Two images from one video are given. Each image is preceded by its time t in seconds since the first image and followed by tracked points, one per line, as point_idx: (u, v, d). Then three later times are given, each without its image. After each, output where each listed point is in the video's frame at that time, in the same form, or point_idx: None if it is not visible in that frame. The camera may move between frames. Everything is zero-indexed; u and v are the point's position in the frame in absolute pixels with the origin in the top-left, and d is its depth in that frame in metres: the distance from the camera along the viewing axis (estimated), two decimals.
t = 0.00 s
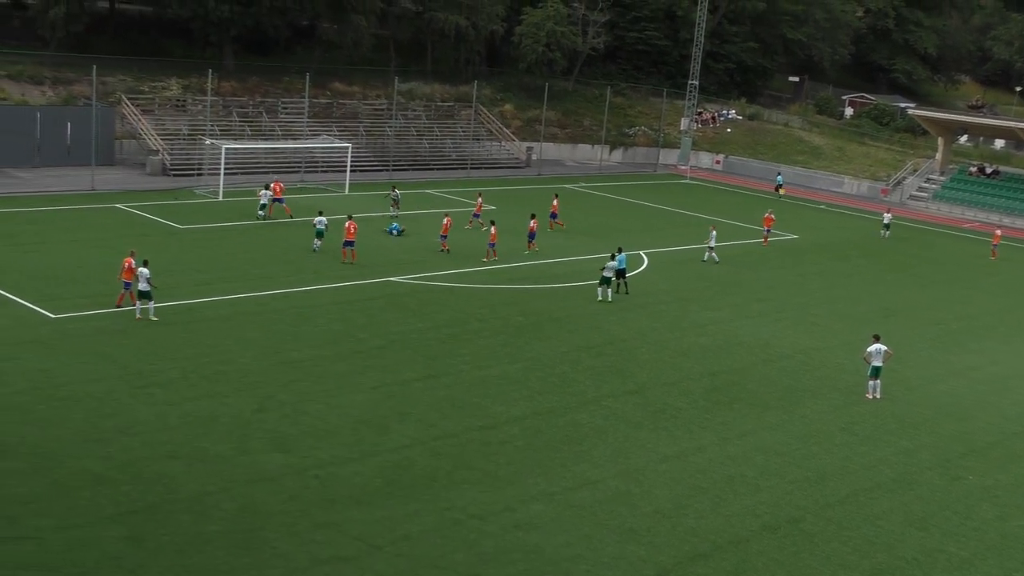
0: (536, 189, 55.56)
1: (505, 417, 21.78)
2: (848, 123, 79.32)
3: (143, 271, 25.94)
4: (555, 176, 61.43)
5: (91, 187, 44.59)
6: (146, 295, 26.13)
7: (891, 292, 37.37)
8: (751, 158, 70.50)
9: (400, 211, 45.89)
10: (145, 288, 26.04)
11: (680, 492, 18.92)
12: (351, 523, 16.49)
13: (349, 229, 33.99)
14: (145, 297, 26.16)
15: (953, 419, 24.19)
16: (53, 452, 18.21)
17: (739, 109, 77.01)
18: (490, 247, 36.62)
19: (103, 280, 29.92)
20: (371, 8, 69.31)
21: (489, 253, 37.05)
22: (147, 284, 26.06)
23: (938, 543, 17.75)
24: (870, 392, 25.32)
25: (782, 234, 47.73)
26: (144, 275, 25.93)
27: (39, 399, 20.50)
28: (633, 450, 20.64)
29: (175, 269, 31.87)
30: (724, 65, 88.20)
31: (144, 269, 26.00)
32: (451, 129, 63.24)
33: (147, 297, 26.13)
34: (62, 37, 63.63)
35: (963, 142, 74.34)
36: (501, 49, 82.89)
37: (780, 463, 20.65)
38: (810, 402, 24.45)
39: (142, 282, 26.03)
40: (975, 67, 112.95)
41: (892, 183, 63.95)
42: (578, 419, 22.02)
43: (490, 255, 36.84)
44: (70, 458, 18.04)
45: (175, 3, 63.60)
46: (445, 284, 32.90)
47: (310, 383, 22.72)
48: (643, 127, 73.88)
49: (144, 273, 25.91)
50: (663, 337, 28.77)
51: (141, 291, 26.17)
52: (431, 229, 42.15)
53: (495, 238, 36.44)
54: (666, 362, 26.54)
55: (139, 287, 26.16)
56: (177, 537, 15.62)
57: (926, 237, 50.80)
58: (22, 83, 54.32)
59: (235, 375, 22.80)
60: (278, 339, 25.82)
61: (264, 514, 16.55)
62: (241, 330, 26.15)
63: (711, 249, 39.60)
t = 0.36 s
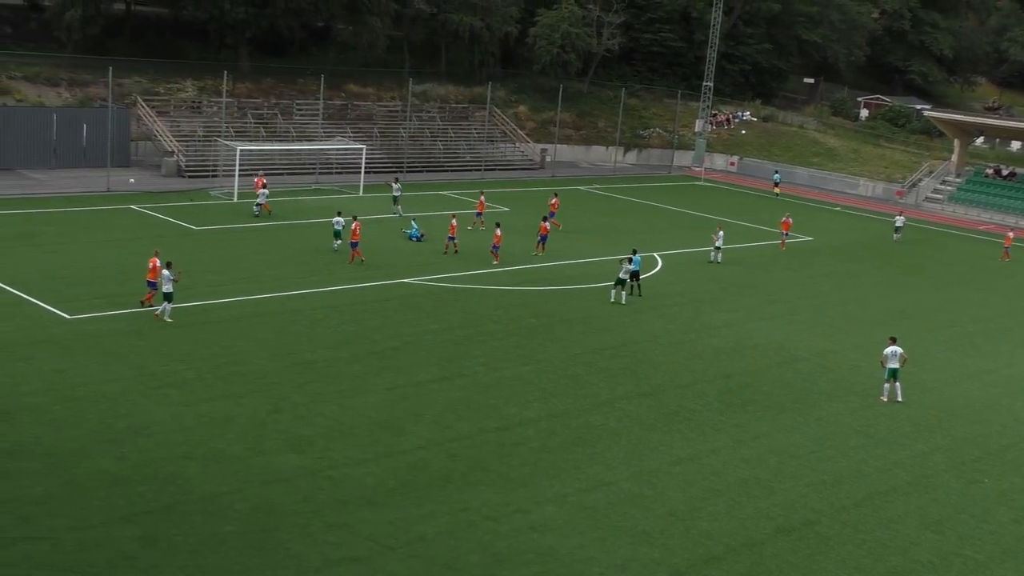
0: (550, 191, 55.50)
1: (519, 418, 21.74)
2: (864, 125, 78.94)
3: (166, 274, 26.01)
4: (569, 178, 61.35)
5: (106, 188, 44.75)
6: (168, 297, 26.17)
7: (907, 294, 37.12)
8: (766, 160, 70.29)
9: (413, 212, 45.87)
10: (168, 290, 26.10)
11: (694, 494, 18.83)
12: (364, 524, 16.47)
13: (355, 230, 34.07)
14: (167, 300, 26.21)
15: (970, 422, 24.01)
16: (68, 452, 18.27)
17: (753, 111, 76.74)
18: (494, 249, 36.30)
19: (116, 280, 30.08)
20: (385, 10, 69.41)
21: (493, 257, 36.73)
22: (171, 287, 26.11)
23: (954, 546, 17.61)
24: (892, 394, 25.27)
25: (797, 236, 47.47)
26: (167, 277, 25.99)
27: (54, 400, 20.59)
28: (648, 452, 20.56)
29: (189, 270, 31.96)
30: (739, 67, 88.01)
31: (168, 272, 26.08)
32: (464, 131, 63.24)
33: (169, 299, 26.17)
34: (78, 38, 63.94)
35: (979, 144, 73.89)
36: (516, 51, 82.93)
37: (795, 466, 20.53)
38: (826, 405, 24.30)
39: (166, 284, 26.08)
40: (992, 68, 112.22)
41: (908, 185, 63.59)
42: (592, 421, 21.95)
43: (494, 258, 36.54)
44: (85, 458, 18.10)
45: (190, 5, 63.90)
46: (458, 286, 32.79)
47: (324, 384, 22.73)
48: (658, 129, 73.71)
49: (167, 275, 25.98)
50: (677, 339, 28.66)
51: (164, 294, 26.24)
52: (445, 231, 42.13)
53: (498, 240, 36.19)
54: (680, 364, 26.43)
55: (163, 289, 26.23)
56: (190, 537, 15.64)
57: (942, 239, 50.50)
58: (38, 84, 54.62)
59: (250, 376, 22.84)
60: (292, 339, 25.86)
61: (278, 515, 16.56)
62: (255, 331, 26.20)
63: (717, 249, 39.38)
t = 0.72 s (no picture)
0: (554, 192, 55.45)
1: (523, 419, 21.71)
2: (869, 125, 78.78)
3: (179, 275, 26.03)
4: (574, 178, 61.31)
5: (111, 189, 44.77)
6: (182, 298, 26.19)
7: (913, 294, 37.02)
8: (772, 160, 70.24)
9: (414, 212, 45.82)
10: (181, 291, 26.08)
11: (698, 494, 18.80)
12: (368, 525, 16.47)
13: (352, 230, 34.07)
14: (181, 300, 26.24)
15: (975, 422, 23.94)
16: (72, 452, 18.30)
17: (758, 111, 76.60)
18: (490, 250, 36.02)
19: (122, 281, 30.11)
20: (390, 10, 69.41)
21: (489, 258, 36.50)
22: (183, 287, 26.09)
23: (959, 547, 17.56)
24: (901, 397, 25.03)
25: (802, 237, 47.35)
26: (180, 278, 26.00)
27: (58, 400, 20.62)
28: (652, 452, 20.53)
29: (193, 270, 31.98)
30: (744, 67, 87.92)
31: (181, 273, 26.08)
32: (469, 131, 63.21)
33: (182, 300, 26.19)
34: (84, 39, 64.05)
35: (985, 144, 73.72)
36: (521, 51, 82.93)
37: (800, 466, 20.48)
38: (830, 405, 24.24)
39: (179, 285, 26.07)
40: (997, 68, 111.94)
41: (913, 185, 63.45)
42: (596, 422, 21.91)
43: (490, 259, 36.29)
44: (89, 458, 18.13)
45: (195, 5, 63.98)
46: (463, 287, 32.75)
47: (328, 385, 22.73)
48: (663, 129, 73.66)
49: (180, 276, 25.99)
50: (681, 340, 28.61)
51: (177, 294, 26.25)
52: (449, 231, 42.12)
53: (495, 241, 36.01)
54: (685, 364, 26.39)
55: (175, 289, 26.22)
56: (194, 537, 15.65)
57: (948, 239, 50.39)
58: (44, 85, 54.72)
59: (254, 376, 22.86)
60: (296, 340, 25.86)
61: (282, 515, 16.56)
62: (259, 332, 26.21)
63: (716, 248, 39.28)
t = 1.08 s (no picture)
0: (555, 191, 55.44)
1: (523, 418, 21.70)
2: (870, 125, 78.77)
3: (190, 274, 26.24)
4: (575, 178, 61.34)
5: (112, 189, 44.77)
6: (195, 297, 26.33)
7: (913, 294, 36.99)
8: (772, 159, 70.26)
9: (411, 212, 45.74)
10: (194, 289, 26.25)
11: (699, 494, 18.79)
12: (369, 524, 16.47)
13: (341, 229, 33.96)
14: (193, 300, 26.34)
15: (976, 422, 23.94)
16: (73, 452, 18.31)
17: (758, 110, 76.59)
18: (483, 251, 35.78)
19: (122, 280, 30.13)
20: (391, 10, 69.36)
21: (482, 259, 36.21)
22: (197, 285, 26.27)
23: (960, 546, 17.56)
24: (902, 397, 24.93)
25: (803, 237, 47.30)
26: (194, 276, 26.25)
27: (58, 400, 20.63)
28: (652, 452, 20.53)
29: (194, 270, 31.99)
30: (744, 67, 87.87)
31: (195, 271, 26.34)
32: (469, 130, 63.17)
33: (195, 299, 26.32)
34: (84, 38, 64.06)
35: (985, 144, 73.72)
36: (521, 51, 82.92)
37: (801, 466, 20.47)
38: (831, 405, 24.24)
39: (192, 283, 26.24)
40: (997, 68, 111.93)
41: (913, 185, 63.47)
42: (597, 421, 21.91)
43: (483, 260, 36.01)
44: (89, 458, 18.12)
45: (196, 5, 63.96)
46: (463, 287, 32.72)
47: (329, 385, 22.73)
48: (663, 129, 73.63)
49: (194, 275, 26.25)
50: (682, 339, 28.60)
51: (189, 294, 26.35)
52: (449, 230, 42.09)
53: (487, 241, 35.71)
54: (685, 364, 26.37)
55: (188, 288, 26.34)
56: (195, 537, 15.65)
57: (948, 239, 50.39)
58: (44, 84, 54.72)
59: (255, 376, 22.84)
60: (296, 339, 25.86)
61: (282, 515, 16.56)
62: (259, 332, 26.20)
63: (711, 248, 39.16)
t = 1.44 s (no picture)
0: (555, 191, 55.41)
1: (523, 418, 21.69)
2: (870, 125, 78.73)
3: (200, 276, 26.22)
4: (575, 177, 61.32)
5: (112, 189, 44.72)
6: (204, 299, 26.23)
7: (913, 294, 36.95)
8: (772, 159, 70.23)
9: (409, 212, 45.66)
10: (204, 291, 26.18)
11: (699, 494, 18.78)
12: (369, 525, 16.46)
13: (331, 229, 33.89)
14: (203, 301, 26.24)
15: (976, 422, 23.92)
16: (74, 452, 18.30)
17: (759, 110, 76.56)
18: (476, 253, 35.21)
19: (123, 280, 30.13)
20: (391, 10, 69.32)
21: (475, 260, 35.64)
22: (206, 288, 26.18)
23: (961, 546, 17.55)
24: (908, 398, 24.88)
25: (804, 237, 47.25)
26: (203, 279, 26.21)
27: (59, 400, 20.63)
28: (653, 452, 20.52)
29: (194, 270, 31.98)
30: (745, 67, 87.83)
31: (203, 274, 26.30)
32: (470, 130, 63.16)
33: (205, 301, 26.24)
34: (85, 38, 64.09)
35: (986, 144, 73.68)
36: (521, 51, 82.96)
37: (802, 466, 20.45)
38: (831, 405, 24.22)
39: (201, 285, 26.22)
40: (998, 68, 111.83)
41: (914, 184, 63.44)
42: (597, 421, 21.89)
43: (476, 261, 35.48)
44: (89, 458, 18.12)
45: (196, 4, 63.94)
46: (463, 286, 32.70)
47: (329, 385, 22.72)
48: (664, 129, 73.52)
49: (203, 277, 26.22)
50: (682, 339, 28.57)
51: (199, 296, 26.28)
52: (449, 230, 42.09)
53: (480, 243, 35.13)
54: (685, 364, 26.36)
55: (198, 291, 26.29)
56: (195, 537, 15.64)
57: (948, 239, 50.34)
58: (44, 84, 54.70)
59: (256, 376, 22.82)
60: (297, 339, 25.86)
61: (283, 515, 16.56)
62: (260, 332, 26.19)
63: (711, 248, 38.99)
